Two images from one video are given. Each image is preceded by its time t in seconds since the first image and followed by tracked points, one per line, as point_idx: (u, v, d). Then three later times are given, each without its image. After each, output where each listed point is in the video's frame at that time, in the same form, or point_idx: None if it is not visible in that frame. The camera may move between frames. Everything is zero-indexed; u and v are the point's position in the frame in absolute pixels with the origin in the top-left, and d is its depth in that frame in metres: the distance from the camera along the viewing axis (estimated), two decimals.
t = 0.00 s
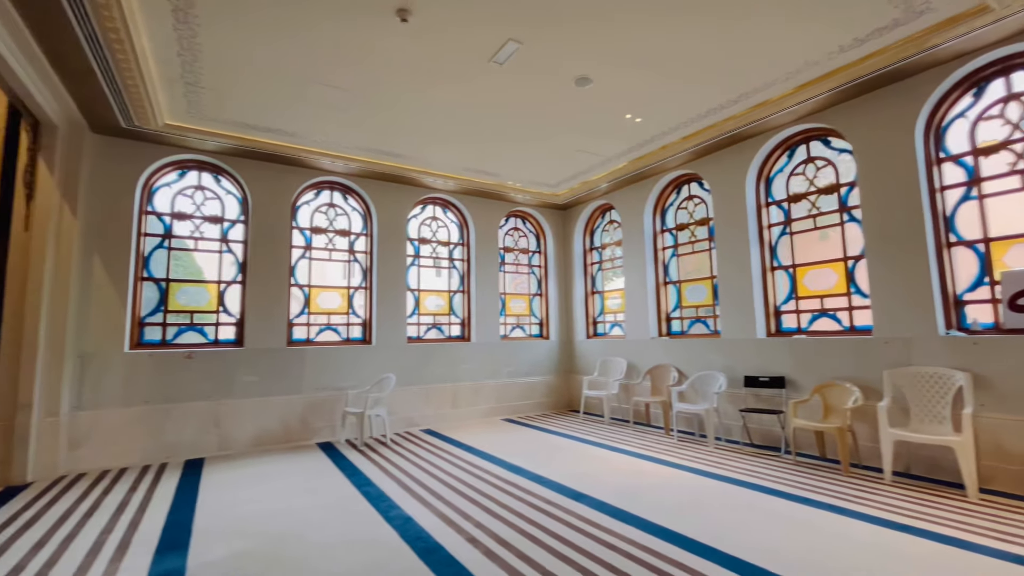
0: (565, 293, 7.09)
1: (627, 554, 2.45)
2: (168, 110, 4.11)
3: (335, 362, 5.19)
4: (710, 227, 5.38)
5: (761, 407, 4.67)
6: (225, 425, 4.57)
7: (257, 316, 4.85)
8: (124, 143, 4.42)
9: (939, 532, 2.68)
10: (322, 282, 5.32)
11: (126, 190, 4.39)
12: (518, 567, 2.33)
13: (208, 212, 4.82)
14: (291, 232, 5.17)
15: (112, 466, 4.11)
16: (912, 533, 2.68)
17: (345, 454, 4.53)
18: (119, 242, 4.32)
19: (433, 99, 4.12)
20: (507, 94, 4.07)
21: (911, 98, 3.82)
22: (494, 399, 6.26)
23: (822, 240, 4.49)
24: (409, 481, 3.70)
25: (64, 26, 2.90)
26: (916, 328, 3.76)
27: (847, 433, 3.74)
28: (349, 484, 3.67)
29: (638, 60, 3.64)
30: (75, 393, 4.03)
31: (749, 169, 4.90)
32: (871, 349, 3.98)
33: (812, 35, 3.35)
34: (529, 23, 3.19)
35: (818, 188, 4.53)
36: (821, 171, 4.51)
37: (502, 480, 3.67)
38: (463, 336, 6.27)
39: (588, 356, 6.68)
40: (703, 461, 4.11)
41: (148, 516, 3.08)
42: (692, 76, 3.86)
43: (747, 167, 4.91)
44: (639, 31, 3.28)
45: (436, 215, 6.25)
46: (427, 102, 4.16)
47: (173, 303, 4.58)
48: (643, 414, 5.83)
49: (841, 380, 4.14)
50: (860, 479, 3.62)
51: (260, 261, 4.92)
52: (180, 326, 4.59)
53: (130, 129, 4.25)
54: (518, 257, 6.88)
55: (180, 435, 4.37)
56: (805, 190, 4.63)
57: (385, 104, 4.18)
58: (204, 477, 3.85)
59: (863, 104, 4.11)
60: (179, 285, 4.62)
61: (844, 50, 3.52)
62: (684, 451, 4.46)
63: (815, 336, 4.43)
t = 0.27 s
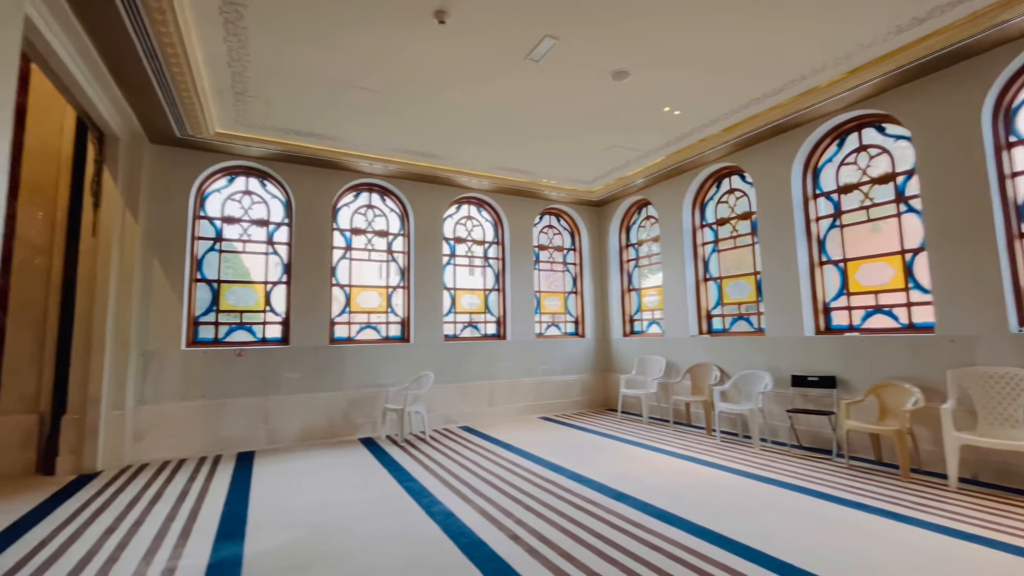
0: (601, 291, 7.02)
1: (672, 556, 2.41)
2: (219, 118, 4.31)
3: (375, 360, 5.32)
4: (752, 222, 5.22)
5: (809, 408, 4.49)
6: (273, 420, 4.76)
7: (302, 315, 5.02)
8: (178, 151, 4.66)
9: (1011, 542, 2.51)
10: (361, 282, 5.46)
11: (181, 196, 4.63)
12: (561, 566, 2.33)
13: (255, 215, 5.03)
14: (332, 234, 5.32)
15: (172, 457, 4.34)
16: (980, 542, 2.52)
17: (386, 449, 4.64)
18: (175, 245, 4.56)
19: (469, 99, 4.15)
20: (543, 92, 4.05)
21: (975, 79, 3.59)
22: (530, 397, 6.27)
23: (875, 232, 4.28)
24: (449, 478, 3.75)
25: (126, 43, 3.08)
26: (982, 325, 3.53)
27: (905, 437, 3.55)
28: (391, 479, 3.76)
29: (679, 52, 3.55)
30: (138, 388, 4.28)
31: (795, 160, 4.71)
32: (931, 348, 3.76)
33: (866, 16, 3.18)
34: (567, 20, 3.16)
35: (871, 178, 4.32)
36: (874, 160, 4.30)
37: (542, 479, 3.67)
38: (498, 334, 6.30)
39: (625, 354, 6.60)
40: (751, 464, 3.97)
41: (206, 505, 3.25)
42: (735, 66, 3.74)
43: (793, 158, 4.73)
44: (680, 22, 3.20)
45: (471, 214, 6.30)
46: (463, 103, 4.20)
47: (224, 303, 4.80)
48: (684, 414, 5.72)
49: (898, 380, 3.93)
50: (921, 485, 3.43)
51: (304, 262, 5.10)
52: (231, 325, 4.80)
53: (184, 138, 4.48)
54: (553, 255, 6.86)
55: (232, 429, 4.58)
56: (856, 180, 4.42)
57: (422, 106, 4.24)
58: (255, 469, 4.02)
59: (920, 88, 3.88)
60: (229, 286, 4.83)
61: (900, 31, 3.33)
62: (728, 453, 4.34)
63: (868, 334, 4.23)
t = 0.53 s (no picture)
0: (641, 288, 6.90)
1: (724, 560, 2.34)
2: (269, 126, 4.50)
3: (417, 358, 5.42)
4: (803, 214, 5.00)
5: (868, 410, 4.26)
6: (321, 416, 4.93)
7: (347, 314, 5.17)
8: (231, 159, 4.88)
9: None
10: (403, 282, 5.57)
11: (234, 201, 4.85)
12: (609, 566, 2.31)
13: (302, 219, 5.21)
14: (374, 235, 5.46)
15: (229, 450, 4.57)
16: None
17: (429, 446, 4.72)
18: (230, 249, 4.78)
19: (508, 98, 4.17)
20: (583, 87, 4.01)
21: None
22: (569, 396, 6.23)
23: (943, 223, 4.01)
24: (492, 475, 3.78)
25: (187, 58, 3.26)
26: None
27: (980, 442, 3.31)
28: (434, 475, 3.83)
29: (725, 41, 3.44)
30: (198, 385, 4.52)
31: (851, 148, 4.47)
32: (1007, 346, 3.50)
33: None
34: (609, 13, 3.11)
35: (937, 165, 4.06)
36: (940, 145, 4.04)
37: (585, 479, 3.65)
38: (537, 333, 6.30)
39: (667, 353, 6.46)
40: (808, 469, 3.79)
41: (262, 496, 3.40)
42: (785, 52, 3.59)
43: (847, 147, 4.49)
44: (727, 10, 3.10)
45: (509, 213, 6.32)
46: (502, 101, 4.22)
47: (274, 303, 5.00)
48: (730, 415, 5.55)
49: (968, 381, 3.68)
50: (999, 495, 3.18)
51: (349, 263, 5.25)
52: (281, 324, 5.00)
53: (236, 146, 4.69)
54: (591, 252, 6.79)
55: (283, 424, 4.77)
56: (920, 168, 4.16)
57: (463, 107, 4.29)
58: (306, 463, 4.18)
59: (992, 66, 3.61)
60: (279, 287, 5.04)
61: (969, 6, 3.11)
62: (779, 455, 4.18)
63: (935, 331, 3.97)
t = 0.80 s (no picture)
0: (684, 286, 6.72)
1: (781, 567, 2.25)
2: (316, 132, 4.66)
3: (458, 356, 5.48)
4: (861, 205, 4.75)
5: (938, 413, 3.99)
6: (367, 413, 5.06)
7: (390, 314, 5.29)
8: (280, 165, 5.08)
9: None
10: (444, 282, 5.65)
11: (283, 206, 5.05)
12: (659, 569, 2.26)
13: (346, 221, 5.37)
14: (415, 236, 5.55)
15: (282, 444, 4.76)
16: None
17: (472, 443, 4.77)
18: (281, 251, 4.98)
19: (548, 96, 4.15)
20: (625, 81, 3.94)
21: None
22: (611, 395, 6.15)
23: None
24: (536, 474, 3.78)
25: (241, 70, 3.42)
26: None
27: None
28: (478, 473, 3.86)
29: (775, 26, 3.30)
30: (252, 382, 4.74)
31: (918, 132, 4.19)
32: None
33: None
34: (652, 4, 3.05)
35: (1017, 147, 3.76)
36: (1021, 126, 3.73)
37: (631, 480, 3.59)
38: (577, 332, 6.25)
39: (713, 351, 6.28)
40: (873, 475, 3.57)
41: (315, 490, 3.53)
42: (841, 35, 3.41)
43: (910, 132, 4.22)
44: None
45: (548, 211, 6.30)
46: (542, 99, 4.21)
47: (321, 303, 5.18)
48: (782, 416, 5.33)
49: None
50: None
51: (392, 264, 5.36)
52: (328, 324, 5.17)
53: (285, 153, 4.88)
54: (632, 249, 6.67)
55: (331, 420, 4.93)
56: (997, 151, 3.87)
57: (502, 105, 4.30)
58: (354, 458, 4.30)
59: None
60: (326, 288, 5.21)
61: None
62: (837, 460, 3.97)
63: (1015, 329, 3.67)
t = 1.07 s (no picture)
0: (734, 282, 6.48)
1: None
2: (362, 137, 4.80)
3: (501, 355, 5.50)
4: (932, 193, 4.43)
5: None
6: (414, 410, 5.17)
7: (435, 313, 5.37)
8: (329, 170, 5.26)
9: None
10: (487, 281, 5.68)
11: (332, 210, 5.21)
12: None
13: (392, 223, 5.49)
14: (458, 236, 5.61)
15: (334, 440, 4.93)
16: None
17: (518, 442, 4.77)
18: (331, 254, 5.15)
19: (590, 91, 4.10)
20: (671, 72, 3.83)
21: None
22: (658, 395, 6.01)
23: None
24: (583, 475, 3.75)
25: (294, 80, 3.56)
26: None
27: None
28: (525, 472, 3.86)
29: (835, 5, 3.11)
30: (306, 379, 4.92)
31: (1000, 112, 3.86)
32: None
33: None
34: None
35: None
36: None
37: (682, 483, 3.50)
38: (621, 330, 6.14)
39: (766, 350, 6.03)
40: (949, 484, 3.33)
41: (367, 485, 3.64)
42: (909, 10, 3.18)
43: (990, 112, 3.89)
44: None
45: (590, 208, 6.22)
46: (584, 94, 4.16)
47: (369, 304, 5.32)
48: (844, 419, 5.06)
49: None
50: None
51: (436, 264, 5.44)
52: (376, 323, 5.31)
53: (333, 158, 5.04)
54: (678, 245, 6.50)
55: (380, 417, 5.07)
56: None
57: (545, 102, 4.28)
58: (403, 455, 4.40)
59: None
60: (373, 288, 5.35)
61: None
62: (907, 467, 3.73)
63: None
